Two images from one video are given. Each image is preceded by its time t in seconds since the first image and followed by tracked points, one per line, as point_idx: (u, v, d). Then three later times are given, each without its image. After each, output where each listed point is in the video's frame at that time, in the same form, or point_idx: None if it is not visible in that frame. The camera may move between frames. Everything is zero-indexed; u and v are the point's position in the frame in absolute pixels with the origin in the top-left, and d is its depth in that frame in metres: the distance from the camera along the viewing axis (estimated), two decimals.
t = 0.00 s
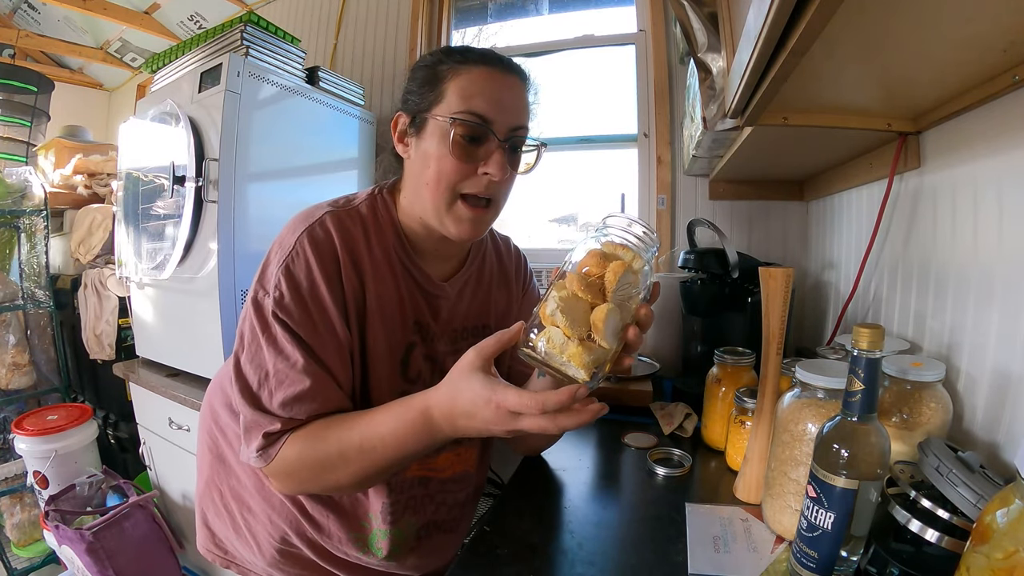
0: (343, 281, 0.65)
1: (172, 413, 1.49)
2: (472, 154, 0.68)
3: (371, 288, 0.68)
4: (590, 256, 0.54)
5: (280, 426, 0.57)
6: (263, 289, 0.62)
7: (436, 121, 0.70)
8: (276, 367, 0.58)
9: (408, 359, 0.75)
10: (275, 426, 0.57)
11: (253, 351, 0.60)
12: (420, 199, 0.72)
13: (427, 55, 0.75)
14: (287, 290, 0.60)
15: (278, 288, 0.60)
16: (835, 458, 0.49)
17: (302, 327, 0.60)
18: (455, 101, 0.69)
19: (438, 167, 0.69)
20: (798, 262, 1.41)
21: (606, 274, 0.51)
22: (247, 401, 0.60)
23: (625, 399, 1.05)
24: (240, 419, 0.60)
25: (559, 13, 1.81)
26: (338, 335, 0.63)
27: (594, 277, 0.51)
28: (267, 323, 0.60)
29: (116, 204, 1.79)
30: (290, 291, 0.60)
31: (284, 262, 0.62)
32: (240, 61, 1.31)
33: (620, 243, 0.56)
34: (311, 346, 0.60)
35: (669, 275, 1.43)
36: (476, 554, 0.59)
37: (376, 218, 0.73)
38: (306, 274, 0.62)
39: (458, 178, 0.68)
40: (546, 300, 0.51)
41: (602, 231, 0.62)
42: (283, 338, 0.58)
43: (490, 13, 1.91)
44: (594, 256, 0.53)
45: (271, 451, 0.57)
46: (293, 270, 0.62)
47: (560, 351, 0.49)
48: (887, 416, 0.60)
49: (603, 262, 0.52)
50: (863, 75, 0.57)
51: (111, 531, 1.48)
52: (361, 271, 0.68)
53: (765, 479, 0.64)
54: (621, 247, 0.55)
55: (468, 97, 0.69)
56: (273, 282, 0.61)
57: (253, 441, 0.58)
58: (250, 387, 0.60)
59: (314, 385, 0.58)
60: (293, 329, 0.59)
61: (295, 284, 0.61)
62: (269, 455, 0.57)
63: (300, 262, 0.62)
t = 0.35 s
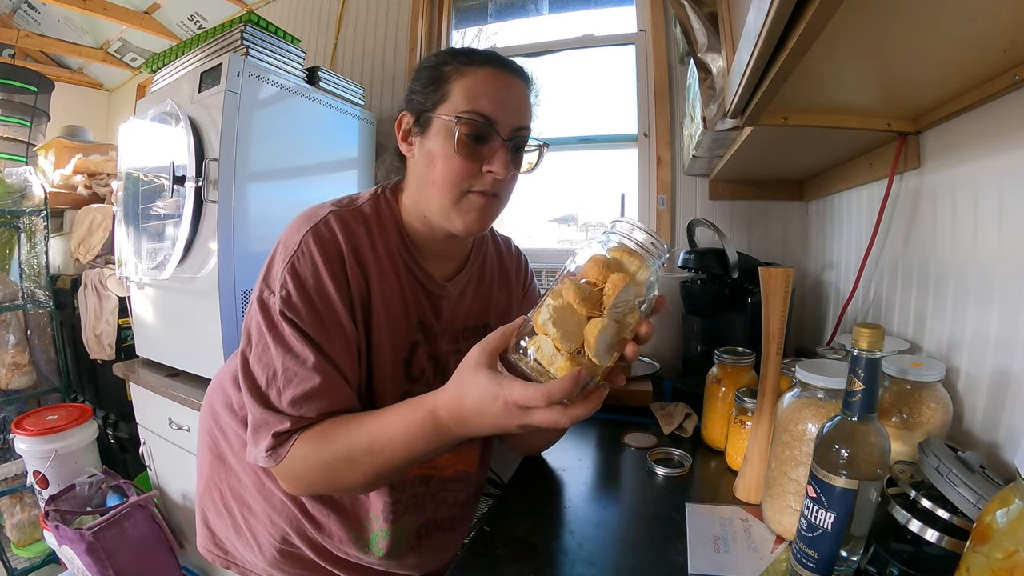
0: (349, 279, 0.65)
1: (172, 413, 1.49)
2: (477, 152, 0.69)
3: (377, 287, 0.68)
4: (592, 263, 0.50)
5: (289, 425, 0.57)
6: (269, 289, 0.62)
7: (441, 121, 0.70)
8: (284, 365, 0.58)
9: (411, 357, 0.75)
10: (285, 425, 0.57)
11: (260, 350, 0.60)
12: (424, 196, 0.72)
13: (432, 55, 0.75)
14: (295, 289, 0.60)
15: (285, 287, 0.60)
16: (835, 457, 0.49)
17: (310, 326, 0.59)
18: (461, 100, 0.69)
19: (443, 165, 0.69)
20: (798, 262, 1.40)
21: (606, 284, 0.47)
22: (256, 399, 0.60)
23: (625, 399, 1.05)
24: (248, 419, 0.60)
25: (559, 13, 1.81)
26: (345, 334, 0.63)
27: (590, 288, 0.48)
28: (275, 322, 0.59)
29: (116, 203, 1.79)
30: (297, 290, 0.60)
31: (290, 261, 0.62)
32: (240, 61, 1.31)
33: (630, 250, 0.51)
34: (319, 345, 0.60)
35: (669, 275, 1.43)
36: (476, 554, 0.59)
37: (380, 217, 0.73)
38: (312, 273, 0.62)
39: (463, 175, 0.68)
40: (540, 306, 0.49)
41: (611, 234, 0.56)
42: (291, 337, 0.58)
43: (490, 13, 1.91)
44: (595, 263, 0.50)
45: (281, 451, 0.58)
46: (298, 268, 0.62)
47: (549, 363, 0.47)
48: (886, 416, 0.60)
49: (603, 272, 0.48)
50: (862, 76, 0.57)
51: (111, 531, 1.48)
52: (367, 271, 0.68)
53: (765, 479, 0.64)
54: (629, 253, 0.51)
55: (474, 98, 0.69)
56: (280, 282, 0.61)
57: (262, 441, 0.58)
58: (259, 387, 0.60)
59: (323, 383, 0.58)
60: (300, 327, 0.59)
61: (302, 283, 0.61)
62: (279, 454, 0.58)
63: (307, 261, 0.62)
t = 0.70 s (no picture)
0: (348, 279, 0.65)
1: (172, 413, 1.49)
2: (472, 154, 0.68)
3: (375, 287, 0.68)
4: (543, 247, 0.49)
5: (284, 426, 0.57)
6: (268, 289, 0.62)
7: (440, 122, 0.70)
8: (281, 366, 0.58)
9: (411, 358, 0.75)
10: (280, 426, 0.57)
11: (258, 351, 0.60)
12: (424, 196, 0.72)
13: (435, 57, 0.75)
14: (292, 289, 0.60)
15: (283, 287, 0.60)
16: (835, 457, 0.49)
17: (307, 327, 0.59)
18: (459, 102, 0.69)
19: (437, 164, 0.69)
20: (798, 262, 1.40)
21: (569, 271, 0.47)
22: (254, 400, 0.60)
23: (625, 400, 1.05)
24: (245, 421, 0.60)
25: (559, 13, 1.81)
26: (343, 334, 0.63)
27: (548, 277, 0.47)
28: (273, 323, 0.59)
29: (116, 203, 1.79)
30: (295, 290, 0.60)
31: (289, 262, 0.62)
32: (240, 61, 1.31)
33: (578, 226, 0.51)
34: (315, 346, 0.60)
35: (669, 275, 1.43)
36: (476, 554, 0.59)
37: (380, 217, 0.73)
38: (311, 273, 0.62)
39: (456, 175, 0.68)
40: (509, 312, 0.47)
41: (555, 207, 0.55)
42: (287, 338, 0.58)
43: (490, 13, 1.91)
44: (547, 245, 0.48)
45: (276, 452, 0.57)
46: (297, 269, 0.62)
47: (527, 368, 0.46)
48: (886, 416, 0.59)
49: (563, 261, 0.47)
50: (863, 75, 0.57)
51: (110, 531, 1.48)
52: (366, 271, 0.68)
53: (765, 479, 0.64)
54: (580, 228, 0.51)
55: (472, 99, 0.69)
56: (278, 282, 0.61)
57: (257, 442, 0.58)
58: (255, 387, 0.60)
59: (320, 384, 0.58)
60: (298, 328, 0.59)
61: (300, 283, 0.61)
62: (274, 455, 0.58)
63: (306, 261, 0.62)
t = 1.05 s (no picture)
0: (341, 276, 0.65)
1: (172, 413, 1.49)
2: (504, 166, 0.69)
3: (369, 283, 0.68)
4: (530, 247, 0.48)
5: (274, 424, 0.57)
6: (260, 285, 0.62)
7: (471, 128, 0.69)
8: (272, 364, 0.58)
9: (407, 354, 0.75)
10: (270, 425, 0.57)
11: (249, 349, 0.60)
12: (436, 198, 0.72)
13: (457, 52, 0.72)
14: (284, 286, 0.60)
15: (275, 284, 0.60)
16: (835, 457, 0.49)
17: (298, 323, 0.59)
18: (492, 111, 0.69)
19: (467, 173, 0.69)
20: (798, 262, 1.41)
21: (558, 272, 0.47)
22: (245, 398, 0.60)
23: (624, 400, 1.05)
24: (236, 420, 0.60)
25: (559, 13, 1.81)
26: (334, 330, 0.63)
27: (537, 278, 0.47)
28: (264, 320, 0.59)
29: (116, 203, 1.79)
30: (287, 287, 0.60)
31: (282, 258, 0.62)
32: (240, 61, 1.31)
33: (565, 225, 0.50)
34: (306, 343, 0.60)
35: (668, 275, 1.43)
36: (476, 553, 0.59)
37: (374, 213, 0.73)
38: (303, 270, 0.62)
39: (486, 186, 0.69)
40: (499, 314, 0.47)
41: (543, 207, 0.55)
42: (278, 334, 0.58)
43: (490, 13, 1.91)
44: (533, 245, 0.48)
45: (266, 450, 0.57)
46: (289, 266, 0.62)
47: (518, 369, 0.46)
48: (886, 416, 0.59)
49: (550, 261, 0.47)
50: (863, 75, 0.57)
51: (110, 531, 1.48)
52: (359, 267, 0.68)
53: (765, 479, 0.64)
54: (569, 228, 0.50)
55: (508, 112, 0.69)
56: (270, 278, 0.61)
57: (247, 440, 0.58)
58: (246, 385, 0.60)
59: (310, 380, 0.57)
60: (289, 325, 0.59)
61: (292, 279, 0.61)
62: (264, 454, 0.57)
63: (298, 257, 0.62)
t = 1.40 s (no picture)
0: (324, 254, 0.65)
1: (172, 413, 1.49)
2: (462, 143, 0.69)
3: (352, 258, 0.68)
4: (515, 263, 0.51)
5: (252, 406, 0.56)
6: (242, 266, 0.62)
7: (435, 105, 0.69)
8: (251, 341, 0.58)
9: (392, 325, 0.75)
10: (247, 406, 0.56)
11: (230, 328, 0.60)
12: (403, 170, 0.73)
13: (437, 30, 0.72)
14: (265, 264, 0.59)
15: (257, 262, 0.60)
16: (835, 457, 0.49)
17: (279, 300, 0.59)
18: (457, 89, 0.68)
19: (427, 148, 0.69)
20: (797, 262, 1.41)
21: (551, 285, 0.49)
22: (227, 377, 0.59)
23: (624, 400, 1.05)
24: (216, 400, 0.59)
25: (559, 13, 1.81)
26: (315, 307, 0.62)
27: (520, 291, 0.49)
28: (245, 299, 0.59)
29: (116, 203, 1.79)
30: (268, 265, 0.60)
31: (264, 238, 0.62)
32: (240, 61, 1.31)
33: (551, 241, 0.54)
34: (287, 321, 0.59)
35: (669, 275, 1.43)
36: (476, 554, 0.59)
37: (355, 190, 0.73)
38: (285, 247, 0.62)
39: (441, 161, 0.69)
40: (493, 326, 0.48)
41: (522, 224, 0.60)
42: (257, 313, 0.57)
43: (490, 13, 1.91)
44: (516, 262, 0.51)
45: (246, 433, 0.57)
46: (271, 243, 0.61)
47: (514, 378, 0.47)
48: (886, 416, 0.59)
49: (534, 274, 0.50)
50: (863, 75, 0.57)
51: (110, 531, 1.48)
52: (342, 243, 0.68)
53: (765, 479, 0.64)
54: (551, 244, 0.53)
55: (472, 91, 0.68)
56: (252, 258, 0.61)
57: (227, 423, 0.58)
58: (225, 365, 0.60)
59: (292, 359, 0.57)
60: (270, 302, 0.58)
61: (273, 258, 0.61)
62: (243, 436, 0.57)
63: (280, 236, 0.62)
